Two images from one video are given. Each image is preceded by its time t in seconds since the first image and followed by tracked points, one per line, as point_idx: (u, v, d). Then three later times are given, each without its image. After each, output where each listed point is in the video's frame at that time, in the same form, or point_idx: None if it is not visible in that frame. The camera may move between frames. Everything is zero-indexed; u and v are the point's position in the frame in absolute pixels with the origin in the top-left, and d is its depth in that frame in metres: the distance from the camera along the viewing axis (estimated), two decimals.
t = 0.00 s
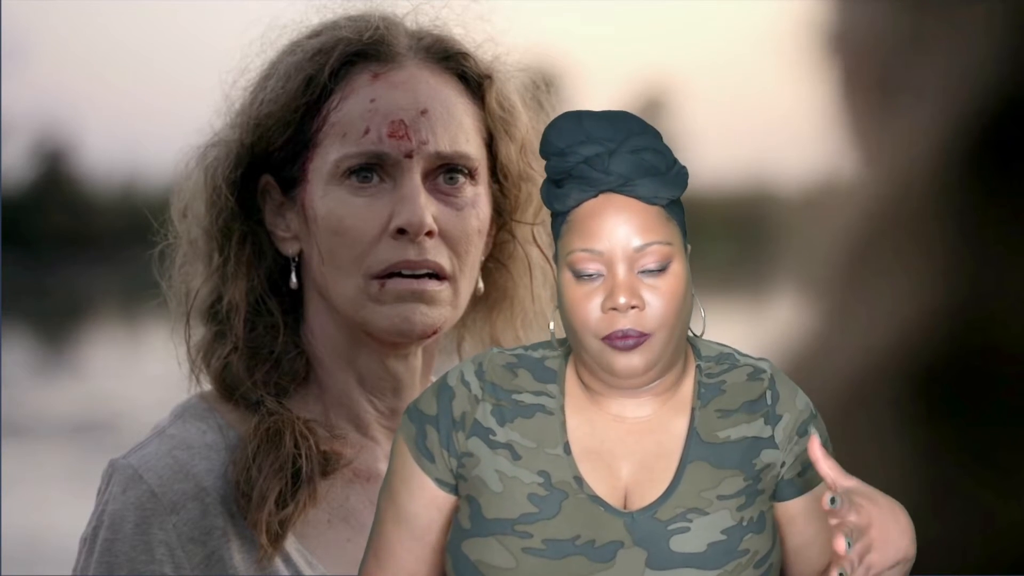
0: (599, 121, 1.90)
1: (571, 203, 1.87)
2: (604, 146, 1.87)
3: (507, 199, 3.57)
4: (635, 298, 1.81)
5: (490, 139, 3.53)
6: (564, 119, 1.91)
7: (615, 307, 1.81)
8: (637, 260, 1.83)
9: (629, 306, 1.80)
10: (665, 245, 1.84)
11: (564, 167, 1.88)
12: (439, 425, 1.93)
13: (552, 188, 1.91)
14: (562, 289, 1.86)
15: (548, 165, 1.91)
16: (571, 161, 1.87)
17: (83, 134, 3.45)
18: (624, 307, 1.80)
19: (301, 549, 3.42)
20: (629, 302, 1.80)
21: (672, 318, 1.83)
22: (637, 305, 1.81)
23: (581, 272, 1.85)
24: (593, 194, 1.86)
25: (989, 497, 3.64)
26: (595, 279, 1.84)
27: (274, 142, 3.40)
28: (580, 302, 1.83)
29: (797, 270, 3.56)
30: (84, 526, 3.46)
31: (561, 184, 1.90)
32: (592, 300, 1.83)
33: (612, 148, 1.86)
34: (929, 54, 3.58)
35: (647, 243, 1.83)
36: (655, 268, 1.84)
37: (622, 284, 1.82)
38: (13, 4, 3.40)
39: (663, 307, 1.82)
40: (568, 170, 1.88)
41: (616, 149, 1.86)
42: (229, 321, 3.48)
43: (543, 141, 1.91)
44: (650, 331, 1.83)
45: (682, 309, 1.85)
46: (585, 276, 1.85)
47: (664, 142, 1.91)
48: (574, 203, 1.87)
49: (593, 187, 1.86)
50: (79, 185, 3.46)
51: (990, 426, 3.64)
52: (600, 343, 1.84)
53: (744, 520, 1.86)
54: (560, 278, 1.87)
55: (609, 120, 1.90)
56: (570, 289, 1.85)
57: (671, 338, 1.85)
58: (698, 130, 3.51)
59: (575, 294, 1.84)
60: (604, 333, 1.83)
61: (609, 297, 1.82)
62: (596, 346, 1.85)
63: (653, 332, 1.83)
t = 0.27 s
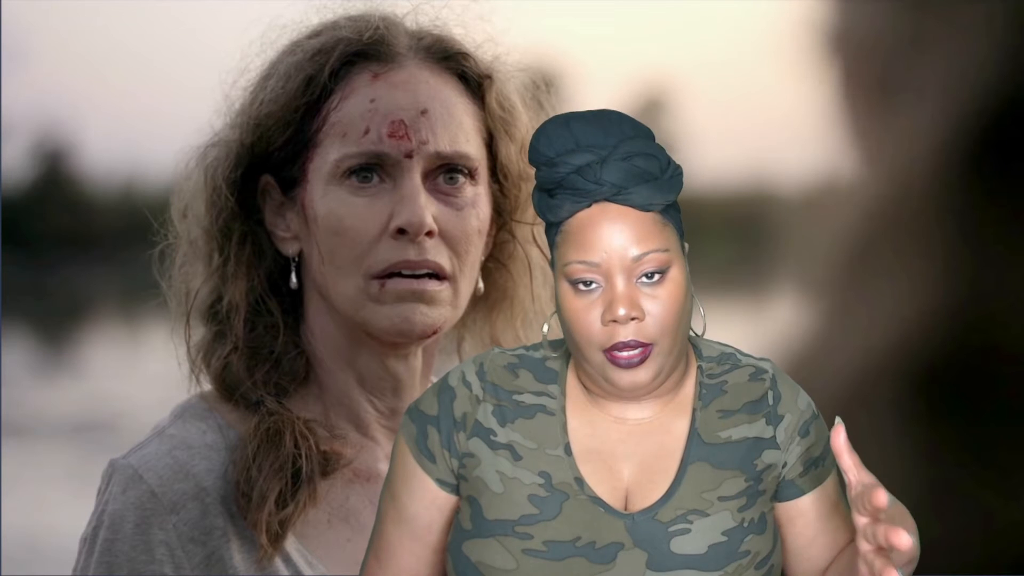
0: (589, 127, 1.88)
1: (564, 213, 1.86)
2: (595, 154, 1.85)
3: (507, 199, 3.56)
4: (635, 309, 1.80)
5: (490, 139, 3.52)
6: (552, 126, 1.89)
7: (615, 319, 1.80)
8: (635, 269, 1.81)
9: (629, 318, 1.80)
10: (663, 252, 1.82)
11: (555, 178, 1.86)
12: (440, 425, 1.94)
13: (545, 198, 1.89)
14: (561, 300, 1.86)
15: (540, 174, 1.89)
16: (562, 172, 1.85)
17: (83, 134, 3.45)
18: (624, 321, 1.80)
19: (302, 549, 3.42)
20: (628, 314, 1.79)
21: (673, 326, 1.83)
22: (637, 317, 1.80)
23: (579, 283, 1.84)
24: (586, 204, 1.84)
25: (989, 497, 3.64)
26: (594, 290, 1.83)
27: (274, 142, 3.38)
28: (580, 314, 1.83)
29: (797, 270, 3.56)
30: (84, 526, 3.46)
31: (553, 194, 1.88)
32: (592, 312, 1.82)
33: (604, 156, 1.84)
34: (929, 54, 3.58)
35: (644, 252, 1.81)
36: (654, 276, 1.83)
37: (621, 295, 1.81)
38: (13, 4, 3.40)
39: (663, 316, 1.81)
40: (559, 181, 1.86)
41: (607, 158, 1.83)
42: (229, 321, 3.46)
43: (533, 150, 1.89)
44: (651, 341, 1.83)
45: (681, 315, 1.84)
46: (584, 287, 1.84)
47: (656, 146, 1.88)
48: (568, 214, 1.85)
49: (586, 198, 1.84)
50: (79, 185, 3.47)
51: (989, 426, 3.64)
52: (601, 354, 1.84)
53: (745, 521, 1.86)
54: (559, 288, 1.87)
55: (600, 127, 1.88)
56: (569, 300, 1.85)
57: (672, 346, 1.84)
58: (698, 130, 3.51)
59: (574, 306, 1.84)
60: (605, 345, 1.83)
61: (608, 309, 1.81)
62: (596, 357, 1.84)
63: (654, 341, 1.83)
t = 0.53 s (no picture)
0: (580, 132, 1.85)
1: (557, 220, 1.83)
2: (587, 160, 1.82)
3: (507, 199, 3.57)
4: (630, 315, 1.78)
5: (490, 139, 3.52)
6: (543, 131, 1.86)
7: (610, 326, 1.78)
8: (630, 275, 1.79)
9: (624, 325, 1.78)
10: (657, 256, 1.80)
11: (547, 184, 1.83)
12: (440, 424, 1.93)
13: (538, 204, 1.86)
14: (557, 305, 1.84)
15: (532, 180, 1.87)
16: (554, 179, 1.82)
17: (83, 134, 3.45)
18: (621, 328, 1.78)
19: (302, 549, 3.42)
20: (624, 321, 1.78)
21: (668, 330, 1.82)
22: (632, 323, 1.78)
23: (574, 289, 1.82)
24: (579, 211, 1.81)
25: (988, 497, 3.64)
26: (589, 295, 1.81)
27: (274, 142, 3.38)
28: (576, 320, 1.81)
29: (797, 270, 3.56)
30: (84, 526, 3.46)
31: (546, 200, 1.85)
32: (588, 318, 1.81)
33: (596, 162, 1.81)
34: (928, 54, 3.58)
35: (639, 257, 1.79)
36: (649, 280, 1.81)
37: (616, 301, 1.79)
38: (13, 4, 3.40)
39: (659, 321, 1.80)
40: (552, 187, 1.83)
41: (599, 164, 1.80)
42: (229, 321, 3.46)
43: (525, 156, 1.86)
44: (648, 345, 1.81)
45: (677, 318, 1.83)
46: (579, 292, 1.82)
47: (649, 149, 1.85)
48: (561, 221, 1.82)
49: (578, 205, 1.81)
50: (79, 185, 3.47)
51: (989, 426, 3.64)
52: (598, 359, 1.83)
53: (744, 520, 1.86)
54: (554, 293, 1.85)
55: (591, 131, 1.85)
56: (564, 306, 1.83)
57: (669, 348, 1.84)
58: (698, 131, 3.51)
59: (570, 312, 1.82)
60: (602, 350, 1.81)
61: (604, 316, 1.79)
62: (593, 361, 1.83)
63: (650, 345, 1.81)
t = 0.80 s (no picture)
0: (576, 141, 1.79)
1: (551, 232, 1.79)
2: (583, 172, 1.76)
3: (507, 199, 3.57)
4: (622, 330, 1.76)
5: (490, 139, 3.53)
6: (538, 138, 1.81)
7: (601, 340, 1.76)
8: (624, 288, 1.76)
9: (615, 340, 1.76)
10: (653, 272, 1.77)
11: (541, 195, 1.79)
12: (437, 424, 1.93)
13: (533, 213, 1.82)
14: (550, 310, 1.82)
15: (527, 188, 1.82)
16: (548, 191, 1.77)
17: (83, 134, 3.45)
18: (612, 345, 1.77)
19: (302, 549, 3.42)
20: (615, 336, 1.76)
21: (660, 343, 1.80)
22: (624, 337, 1.77)
23: (567, 298, 1.79)
24: (572, 225, 1.76)
25: (989, 497, 3.64)
26: (582, 305, 1.79)
27: (274, 142, 3.39)
28: (567, 329, 1.80)
29: (797, 270, 3.56)
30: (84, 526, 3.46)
31: (540, 210, 1.81)
32: (579, 329, 1.79)
33: (590, 176, 1.75)
34: (929, 54, 3.58)
35: (634, 272, 1.76)
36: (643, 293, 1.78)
37: (608, 315, 1.76)
38: (13, 3, 3.39)
39: (651, 335, 1.78)
40: (545, 199, 1.78)
41: (594, 178, 1.75)
42: (229, 321, 3.47)
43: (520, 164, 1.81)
44: (638, 359, 1.80)
45: (670, 331, 1.81)
46: (571, 301, 1.79)
47: (648, 159, 1.79)
48: (555, 232, 1.78)
49: (571, 219, 1.76)
50: (79, 185, 3.47)
51: (989, 426, 3.64)
52: (588, 368, 1.82)
53: (742, 516, 1.86)
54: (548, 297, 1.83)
55: (588, 140, 1.79)
56: (557, 313, 1.81)
57: (660, 360, 1.82)
58: (697, 131, 3.51)
59: (562, 319, 1.80)
60: (593, 361, 1.80)
61: (595, 328, 1.77)
62: (584, 369, 1.82)
63: (640, 358, 1.80)
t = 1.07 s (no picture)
0: (586, 138, 1.78)
1: (555, 228, 1.76)
2: (591, 171, 1.75)
3: (507, 199, 3.57)
4: (623, 330, 1.74)
5: (490, 139, 3.53)
6: (548, 133, 1.79)
7: (602, 339, 1.74)
8: (625, 289, 1.74)
9: (616, 340, 1.74)
10: (655, 273, 1.75)
11: (548, 191, 1.77)
12: (435, 424, 1.93)
13: (538, 209, 1.80)
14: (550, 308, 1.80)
15: (534, 183, 1.80)
16: (555, 187, 1.75)
17: (83, 133, 3.45)
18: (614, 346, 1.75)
19: (302, 549, 3.42)
20: (616, 336, 1.74)
21: (662, 344, 1.78)
22: (624, 338, 1.74)
23: (568, 297, 1.77)
24: (578, 223, 1.74)
25: (989, 497, 3.64)
26: (582, 305, 1.76)
27: (274, 142, 3.40)
28: (567, 328, 1.77)
29: (798, 271, 3.56)
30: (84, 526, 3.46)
31: (545, 206, 1.79)
32: (579, 328, 1.76)
33: (599, 174, 1.74)
34: (929, 54, 3.57)
35: (636, 273, 1.73)
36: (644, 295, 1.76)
37: (609, 314, 1.74)
38: (13, 3, 3.39)
39: (653, 336, 1.76)
40: (552, 195, 1.76)
41: (603, 176, 1.74)
42: (229, 321, 3.47)
43: (528, 159, 1.80)
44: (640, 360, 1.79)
45: (672, 333, 1.79)
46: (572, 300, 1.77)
47: (657, 161, 1.78)
48: (559, 229, 1.76)
49: (577, 216, 1.74)
50: (79, 185, 3.47)
51: (989, 426, 3.63)
52: (589, 368, 1.79)
53: (739, 519, 1.86)
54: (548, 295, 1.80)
55: (598, 138, 1.78)
56: (557, 311, 1.78)
57: (660, 361, 1.80)
58: (697, 131, 3.51)
59: (562, 317, 1.78)
60: (593, 361, 1.78)
61: (596, 328, 1.75)
62: (584, 370, 1.80)
63: (641, 360, 1.78)
